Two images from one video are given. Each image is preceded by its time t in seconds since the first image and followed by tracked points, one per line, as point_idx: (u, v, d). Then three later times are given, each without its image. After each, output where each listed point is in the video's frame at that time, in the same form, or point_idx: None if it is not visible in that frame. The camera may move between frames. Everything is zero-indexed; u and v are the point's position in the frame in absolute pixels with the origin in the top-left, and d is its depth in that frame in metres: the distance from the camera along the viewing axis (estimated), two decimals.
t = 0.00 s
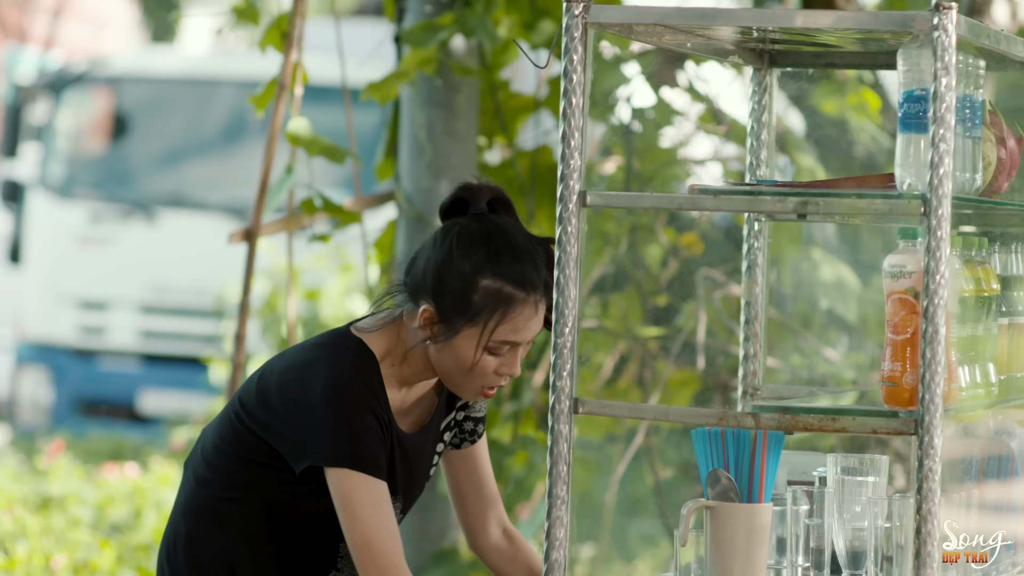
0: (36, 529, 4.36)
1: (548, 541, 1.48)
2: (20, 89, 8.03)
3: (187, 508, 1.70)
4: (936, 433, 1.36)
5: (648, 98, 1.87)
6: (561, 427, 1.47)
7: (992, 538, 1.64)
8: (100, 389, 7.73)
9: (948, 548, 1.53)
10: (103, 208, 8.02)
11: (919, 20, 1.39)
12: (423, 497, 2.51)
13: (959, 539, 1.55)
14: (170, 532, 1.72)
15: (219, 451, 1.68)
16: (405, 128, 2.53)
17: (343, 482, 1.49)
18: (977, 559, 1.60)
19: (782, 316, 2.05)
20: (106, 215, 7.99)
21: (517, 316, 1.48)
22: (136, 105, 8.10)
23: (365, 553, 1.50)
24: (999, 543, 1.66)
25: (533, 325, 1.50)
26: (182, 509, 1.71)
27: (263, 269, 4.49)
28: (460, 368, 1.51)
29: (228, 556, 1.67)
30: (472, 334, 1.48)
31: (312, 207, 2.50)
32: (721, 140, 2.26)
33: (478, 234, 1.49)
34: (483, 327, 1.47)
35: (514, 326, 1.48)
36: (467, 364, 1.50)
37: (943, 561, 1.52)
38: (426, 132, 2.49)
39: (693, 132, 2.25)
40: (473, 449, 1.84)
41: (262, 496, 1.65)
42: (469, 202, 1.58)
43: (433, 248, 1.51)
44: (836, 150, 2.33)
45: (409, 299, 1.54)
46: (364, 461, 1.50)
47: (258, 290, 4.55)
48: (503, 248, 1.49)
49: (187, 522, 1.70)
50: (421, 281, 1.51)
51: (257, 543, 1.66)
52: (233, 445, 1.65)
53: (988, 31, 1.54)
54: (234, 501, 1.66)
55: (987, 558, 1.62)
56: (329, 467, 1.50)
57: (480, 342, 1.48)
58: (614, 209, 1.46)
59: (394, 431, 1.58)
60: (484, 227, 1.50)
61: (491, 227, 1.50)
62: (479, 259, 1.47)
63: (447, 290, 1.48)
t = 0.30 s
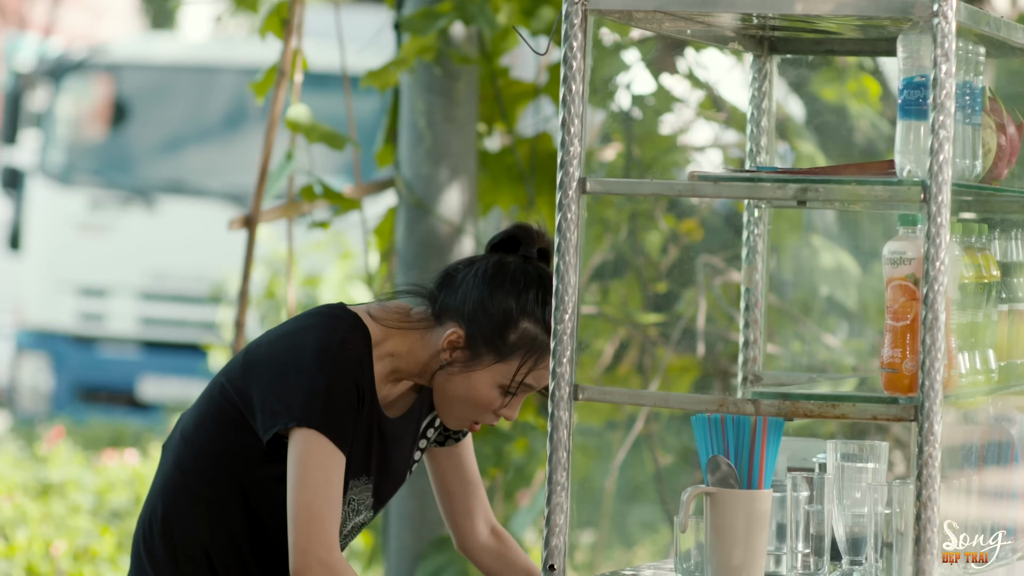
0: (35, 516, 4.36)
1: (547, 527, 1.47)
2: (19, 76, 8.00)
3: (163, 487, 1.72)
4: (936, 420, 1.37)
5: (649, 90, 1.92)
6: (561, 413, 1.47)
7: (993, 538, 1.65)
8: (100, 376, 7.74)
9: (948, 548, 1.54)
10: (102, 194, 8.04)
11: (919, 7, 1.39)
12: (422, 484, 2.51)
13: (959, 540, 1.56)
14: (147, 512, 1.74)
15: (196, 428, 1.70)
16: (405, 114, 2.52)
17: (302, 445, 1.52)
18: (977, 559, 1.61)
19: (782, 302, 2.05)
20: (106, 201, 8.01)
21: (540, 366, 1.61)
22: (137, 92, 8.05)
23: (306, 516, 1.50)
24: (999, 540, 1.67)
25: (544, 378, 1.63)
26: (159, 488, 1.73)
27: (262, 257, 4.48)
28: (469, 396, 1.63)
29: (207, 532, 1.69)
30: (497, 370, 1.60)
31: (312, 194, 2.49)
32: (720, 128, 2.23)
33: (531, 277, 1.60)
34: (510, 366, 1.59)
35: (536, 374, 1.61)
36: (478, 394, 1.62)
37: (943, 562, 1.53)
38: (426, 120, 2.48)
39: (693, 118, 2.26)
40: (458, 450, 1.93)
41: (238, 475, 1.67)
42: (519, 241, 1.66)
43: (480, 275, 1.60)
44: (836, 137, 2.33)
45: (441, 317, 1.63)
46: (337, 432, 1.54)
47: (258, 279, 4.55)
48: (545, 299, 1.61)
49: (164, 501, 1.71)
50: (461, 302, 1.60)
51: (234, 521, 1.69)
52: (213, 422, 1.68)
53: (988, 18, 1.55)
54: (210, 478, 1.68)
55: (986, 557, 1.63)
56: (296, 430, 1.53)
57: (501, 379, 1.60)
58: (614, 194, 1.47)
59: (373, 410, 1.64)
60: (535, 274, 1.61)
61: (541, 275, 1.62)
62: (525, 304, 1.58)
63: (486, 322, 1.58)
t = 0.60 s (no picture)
0: (33, 494, 4.37)
1: (546, 505, 1.48)
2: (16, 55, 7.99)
3: (165, 469, 1.73)
4: (934, 398, 1.37)
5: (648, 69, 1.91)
6: (559, 391, 1.48)
7: (993, 538, 1.65)
8: (98, 354, 7.77)
9: (949, 547, 1.53)
10: (100, 172, 8.04)
11: None
12: (420, 462, 2.51)
13: (958, 539, 1.56)
14: (150, 494, 1.75)
15: (198, 412, 1.71)
16: (403, 93, 2.52)
17: (314, 443, 1.54)
18: (977, 559, 1.60)
19: (779, 280, 2.04)
20: (103, 179, 8.00)
21: (507, 283, 1.55)
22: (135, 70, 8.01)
23: (335, 515, 1.54)
24: (999, 542, 1.67)
25: (520, 295, 1.57)
26: (161, 471, 1.74)
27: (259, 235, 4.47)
28: (443, 331, 1.58)
29: (207, 514, 1.70)
30: (464, 295, 1.55)
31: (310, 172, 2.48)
32: (718, 106, 2.25)
33: (479, 201, 1.58)
34: (474, 288, 1.54)
35: (505, 293, 1.55)
36: (452, 327, 1.57)
37: (944, 561, 1.52)
38: (423, 97, 2.48)
39: (691, 97, 2.25)
40: (447, 404, 1.87)
41: (238, 458, 1.67)
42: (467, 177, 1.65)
43: (430, 214, 1.59)
44: (835, 116, 2.31)
45: (401, 261, 1.61)
46: (342, 420, 1.54)
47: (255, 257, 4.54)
48: (498, 218, 1.57)
49: (167, 482, 1.72)
50: (415, 242, 1.59)
51: (234, 504, 1.69)
52: (214, 403, 1.69)
53: None
54: (211, 461, 1.69)
55: (987, 558, 1.62)
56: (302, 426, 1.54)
57: (470, 305, 1.55)
58: (612, 173, 1.46)
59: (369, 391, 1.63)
60: (483, 198, 1.58)
61: (490, 199, 1.59)
62: (475, 226, 1.55)
63: (440, 250, 1.55)
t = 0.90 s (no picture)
0: (32, 480, 4.37)
1: (544, 490, 1.48)
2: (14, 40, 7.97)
3: (193, 460, 1.76)
4: (932, 383, 1.37)
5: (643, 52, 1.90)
6: (557, 376, 1.47)
7: (993, 538, 1.66)
8: (96, 340, 7.77)
9: (949, 547, 1.55)
10: (99, 157, 8.01)
11: None
12: (419, 446, 2.52)
13: (958, 539, 1.57)
14: (179, 485, 1.78)
15: (219, 403, 1.73)
16: (399, 78, 2.50)
17: (353, 438, 1.54)
18: (977, 559, 1.62)
19: (778, 267, 2.02)
20: (101, 164, 7.97)
21: (475, 216, 1.52)
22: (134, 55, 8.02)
23: (391, 504, 1.54)
24: (999, 541, 1.68)
25: (497, 227, 1.54)
26: (189, 462, 1.77)
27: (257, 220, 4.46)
28: (430, 281, 1.55)
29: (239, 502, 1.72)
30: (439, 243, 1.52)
31: (307, 156, 2.48)
32: (715, 91, 2.23)
33: (425, 149, 1.56)
34: (443, 233, 1.51)
35: (477, 229, 1.52)
36: (438, 275, 1.53)
37: (943, 561, 1.54)
38: (421, 83, 2.46)
39: (687, 82, 2.25)
40: (464, 358, 1.85)
41: (266, 446, 1.69)
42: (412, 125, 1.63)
43: (386, 178, 1.58)
44: (832, 100, 2.31)
45: (375, 229, 1.61)
46: (369, 415, 1.54)
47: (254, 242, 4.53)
48: (447, 157, 1.55)
49: (195, 473, 1.75)
50: (381, 209, 1.58)
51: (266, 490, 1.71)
52: (234, 394, 1.70)
53: None
54: (238, 450, 1.71)
55: (986, 557, 1.63)
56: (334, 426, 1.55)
57: (446, 249, 1.52)
58: (610, 158, 1.45)
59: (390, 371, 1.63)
60: (429, 142, 1.57)
61: (436, 140, 1.57)
62: (428, 173, 1.53)
63: (405, 209, 1.54)
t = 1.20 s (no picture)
0: (30, 478, 4.37)
1: (542, 489, 1.48)
2: (13, 39, 7.97)
3: (199, 446, 1.76)
4: (930, 382, 1.37)
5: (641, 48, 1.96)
6: (555, 373, 1.47)
7: (992, 538, 1.66)
8: (95, 339, 7.76)
9: (949, 547, 1.55)
10: (97, 156, 8.00)
11: None
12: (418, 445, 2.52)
13: (958, 539, 1.58)
14: (187, 471, 1.78)
15: (225, 389, 1.73)
16: (399, 76, 2.50)
17: (331, 412, 1.53)
18: (977, 558, 1.62)
19: (777, 265, 2.02)
20: (100, 163, 7.97)
21: (506, 212, 1.55)
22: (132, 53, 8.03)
23: (358, 480, 1.53)
24: (999, 542, 1.68)
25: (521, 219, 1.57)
26: (197, 447, 1.77)
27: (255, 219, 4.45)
28: (454, 272, 1.56)
29: (244, 491, 1.72)
30: (468, 237, 1.54)
31: (306, 155, 2.47)
32: (714, 90, 2.22)
33: (452, 139, 1.55)
34: (476, 228, 1.53)
35: (506, 223, 1.55)
36: (463, 268, 1.56)
37: (944, 561, 1.54)
38: (419, 80, 2.46)
39: (686, 81, 2.22)
40: (468, 362, 1.86)
41: (270, 434, 1.69)
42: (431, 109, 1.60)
43: (411, 165, 1.56)
44: (831, 99, 2.30)
45: (394, 216, 1.60)
46: (353, 392, 1.54)
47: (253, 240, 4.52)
48: (476, 149, 1.54)
49: (202, 459, 1.75)
50: (404, 197, 1.57)
51: (270, 480, 1.71)
52: (239, 378, 1.70)
53: None
54: (242, 439, 1.71)
55: (986, 558, 1.63)
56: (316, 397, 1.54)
57: (476, 244, 1.54)
58: (608, 156, 1.45)
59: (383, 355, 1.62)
60: (455, 132, 1.56)
61: (463, 130, 1.56)
62: (458, 165, 1.53)
63: (433, 201, 1.54)
